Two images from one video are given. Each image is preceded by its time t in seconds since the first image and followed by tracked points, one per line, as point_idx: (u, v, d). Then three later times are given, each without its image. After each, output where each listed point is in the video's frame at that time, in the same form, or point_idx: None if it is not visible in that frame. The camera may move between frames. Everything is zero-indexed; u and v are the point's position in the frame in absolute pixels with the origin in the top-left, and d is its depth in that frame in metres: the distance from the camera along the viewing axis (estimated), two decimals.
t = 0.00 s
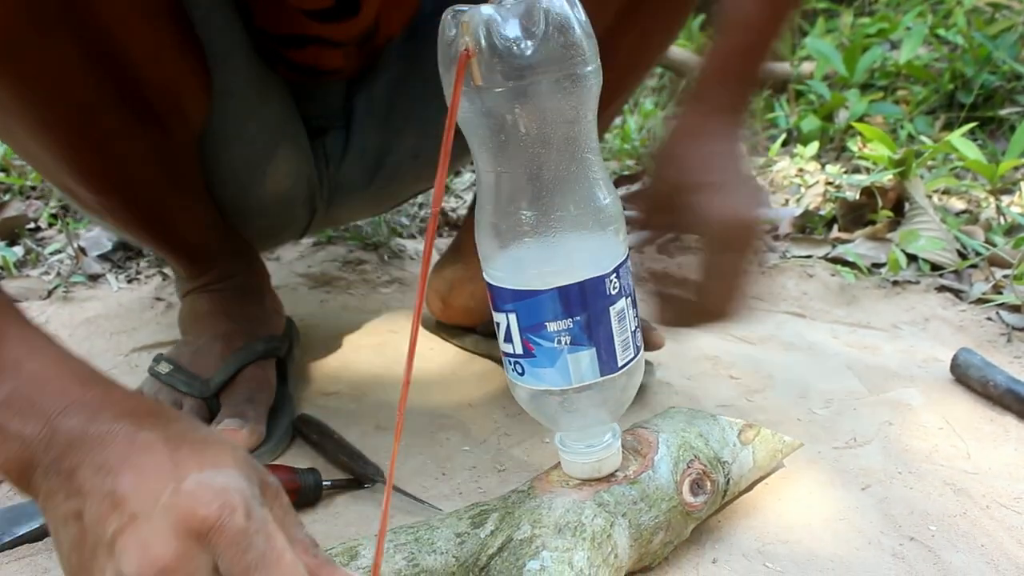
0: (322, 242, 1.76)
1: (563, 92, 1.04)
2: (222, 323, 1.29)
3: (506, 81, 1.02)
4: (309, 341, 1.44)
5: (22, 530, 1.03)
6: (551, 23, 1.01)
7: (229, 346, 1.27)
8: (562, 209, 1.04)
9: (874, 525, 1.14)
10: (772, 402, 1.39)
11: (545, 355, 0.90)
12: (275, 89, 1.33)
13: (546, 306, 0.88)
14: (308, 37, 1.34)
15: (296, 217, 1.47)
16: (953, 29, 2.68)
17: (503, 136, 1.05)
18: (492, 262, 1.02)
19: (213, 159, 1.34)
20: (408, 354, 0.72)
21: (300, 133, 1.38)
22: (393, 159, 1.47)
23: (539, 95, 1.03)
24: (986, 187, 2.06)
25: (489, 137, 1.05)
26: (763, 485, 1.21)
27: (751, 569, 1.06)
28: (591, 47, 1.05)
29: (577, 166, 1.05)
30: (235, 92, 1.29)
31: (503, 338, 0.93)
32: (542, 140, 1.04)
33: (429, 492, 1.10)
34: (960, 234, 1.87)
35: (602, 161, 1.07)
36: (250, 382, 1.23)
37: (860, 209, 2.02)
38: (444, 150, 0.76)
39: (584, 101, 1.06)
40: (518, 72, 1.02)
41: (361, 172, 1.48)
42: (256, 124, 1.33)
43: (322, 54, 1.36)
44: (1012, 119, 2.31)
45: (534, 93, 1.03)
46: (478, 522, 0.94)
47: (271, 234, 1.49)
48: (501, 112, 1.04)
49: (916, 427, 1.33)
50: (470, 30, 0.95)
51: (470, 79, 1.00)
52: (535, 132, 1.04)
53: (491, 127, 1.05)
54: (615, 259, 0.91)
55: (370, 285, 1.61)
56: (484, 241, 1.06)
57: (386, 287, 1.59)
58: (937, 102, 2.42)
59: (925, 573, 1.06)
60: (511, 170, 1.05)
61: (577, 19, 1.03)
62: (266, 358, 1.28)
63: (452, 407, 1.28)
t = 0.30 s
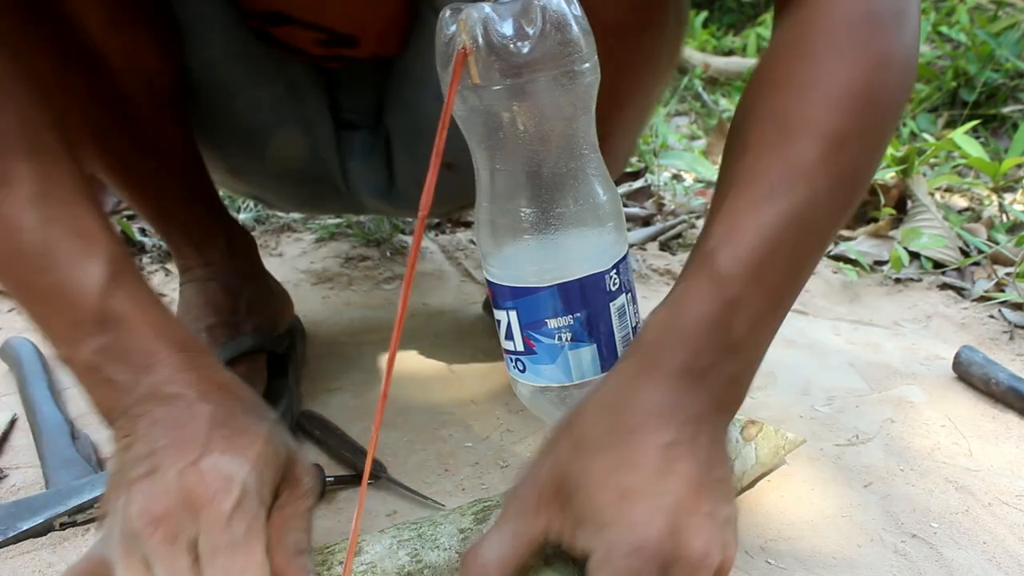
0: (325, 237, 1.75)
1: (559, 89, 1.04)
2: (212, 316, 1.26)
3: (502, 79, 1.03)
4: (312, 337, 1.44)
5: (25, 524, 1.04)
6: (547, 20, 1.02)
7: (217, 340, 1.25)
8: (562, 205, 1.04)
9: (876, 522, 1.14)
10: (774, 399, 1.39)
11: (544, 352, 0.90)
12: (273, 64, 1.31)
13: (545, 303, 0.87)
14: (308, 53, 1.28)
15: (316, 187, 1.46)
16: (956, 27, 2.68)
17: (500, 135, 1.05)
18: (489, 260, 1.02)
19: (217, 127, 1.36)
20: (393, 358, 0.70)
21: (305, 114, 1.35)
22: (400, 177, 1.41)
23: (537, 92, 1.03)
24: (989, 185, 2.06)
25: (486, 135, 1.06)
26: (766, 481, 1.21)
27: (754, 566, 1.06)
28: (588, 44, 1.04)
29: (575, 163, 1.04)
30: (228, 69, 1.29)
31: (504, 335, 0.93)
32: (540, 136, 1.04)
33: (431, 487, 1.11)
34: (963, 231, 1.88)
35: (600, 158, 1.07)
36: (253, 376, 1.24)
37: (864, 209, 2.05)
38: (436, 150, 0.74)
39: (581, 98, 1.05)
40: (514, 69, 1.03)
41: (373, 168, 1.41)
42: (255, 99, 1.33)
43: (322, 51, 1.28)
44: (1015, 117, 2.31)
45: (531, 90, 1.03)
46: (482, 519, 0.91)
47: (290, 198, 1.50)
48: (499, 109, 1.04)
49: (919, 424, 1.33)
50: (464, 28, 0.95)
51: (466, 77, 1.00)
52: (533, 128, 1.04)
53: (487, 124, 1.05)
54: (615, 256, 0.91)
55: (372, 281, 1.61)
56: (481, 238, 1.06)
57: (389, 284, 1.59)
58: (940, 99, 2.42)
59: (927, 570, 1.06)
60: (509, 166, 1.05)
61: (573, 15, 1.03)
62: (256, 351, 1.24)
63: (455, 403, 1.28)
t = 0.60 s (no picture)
0: (327, 236, 1.75)
1: (554, 83, 1.05)
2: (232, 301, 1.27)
3: (499, 75, 1.03)
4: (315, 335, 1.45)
5: (31, 522, 1.04)
6: (541, 17, 1.02)
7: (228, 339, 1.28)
8: (558, 198, 1.04)
9: (880, 520, 1.14)
10: (777, 397, 1.39)
11: (545, 343, 0.90)
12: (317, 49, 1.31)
13: (546, 294, 0.88)
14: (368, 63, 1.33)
15: (368, 172, 1.47)
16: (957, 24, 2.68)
17: (495, 130, 1.05)
18: (488, 254, 1.01)
19: (263, 113, 1.37)
20: (400, 345, 0.69)
21: (349, 101, 1.37)
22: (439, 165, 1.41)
23: (531, 88, 1.04)
24: (991, 183, 2.06)
25: (481, 130, 1.05)
26: (769, 479, 1.21)
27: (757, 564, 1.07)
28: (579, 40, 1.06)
29: (571, 156, 1.06)
30: (272, 54, 1.30)
31: (503, 329, 0.93)
32: (535, 131, 1.04)
33: (436, 485, 1.11)
34: (965, 230, 1.88)
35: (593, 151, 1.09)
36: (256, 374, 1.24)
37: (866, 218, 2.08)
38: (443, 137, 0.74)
39: (575, 92, 1.07)
40: (510, 65, 1.03)
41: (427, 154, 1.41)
42: (297, 85, 1.34)
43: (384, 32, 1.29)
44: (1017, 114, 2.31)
45: (525, 85, 1.04)
46: (486, 513, 0.93)
47: (347, 180, 1.51)
48: (494, 104, 1.04)
49: (922, 423, 1.33)
50: (465, 25, 0.95)
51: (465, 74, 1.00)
52: (528, 122, 1.04)
53: (483, 119, 1.04)
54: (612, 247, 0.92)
55: (374, 279, 1.61)
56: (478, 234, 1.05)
57: (391, 282, 1.59)
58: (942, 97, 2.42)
59: (930, 568, 1.06)
60: (505, 161, 1.05)
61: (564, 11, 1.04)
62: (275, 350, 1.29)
63: (458, 401, 1.28)
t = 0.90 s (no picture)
0: (328, 230, 1.75)
1: (570, 71, 1.05)
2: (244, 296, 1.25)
3: (513, 65, 1.00)
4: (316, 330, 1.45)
5: (34, 515, 1.05)
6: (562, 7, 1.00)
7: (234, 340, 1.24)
8: (568, 184, 1.04)
9: (879, 515, 1.15)
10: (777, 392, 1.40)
11: (560, 329, 0.92)
12: (339, 45, 1.37)
13: (562, 282, 0.89)
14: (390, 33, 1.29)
15: (394, 153, 1.53)
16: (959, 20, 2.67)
17: (507, 117, 1.04)
18: (497, 239, 1.01)
19: (291, 101, 1.46)
20: (427, 344, 0.69)
21: (370, 91, 1.43)
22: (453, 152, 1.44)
23: (545, 76, 1.03)
24: (991, 180, 2.06)
25: (493, 115, 1.04)
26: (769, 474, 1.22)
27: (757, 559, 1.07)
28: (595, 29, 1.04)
29: (585, 143, 1.06)
30: (296, 49, 1.37)
31: (516, 315, 0.94)
32: (549, 119, 1.04)
33: (436, 479, 1.11)
34: (966, 226, 1.88)
35: (605, 140, 1.09)
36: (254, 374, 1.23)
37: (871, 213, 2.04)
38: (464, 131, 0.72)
39: (589, 81, 1.06)
40: (525, 56, 1.00)
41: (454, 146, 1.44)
42: (320, 77, 1.41)
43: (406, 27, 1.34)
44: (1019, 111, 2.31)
45: (540, 72, 1.02)
46: (501, 498, 0.97)
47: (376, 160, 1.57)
48: (509, 91, 1.02)
49: (922, 419, 1.33)
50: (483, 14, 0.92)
51: (486, 63, 0.96)
52: (540, 110, 1.04)
53: (498, 106, 1.03)
54: (623, 233, 0.94)
55: (375, 274, 1.61)
56: (487, 219, 1.05)
57: (393, 277, 1.60)
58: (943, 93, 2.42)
59: (930, 562, 1.07)
60: (517, 147, 1.05)
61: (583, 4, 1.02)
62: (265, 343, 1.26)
63: (458, 396, 1.28)
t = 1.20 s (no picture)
0: (330, 218, 1.75)
1: (568, 57, 1.04)
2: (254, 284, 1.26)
3: (509, 51, 0.99)
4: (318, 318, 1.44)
5: (38, 500, 1.05)
6: None
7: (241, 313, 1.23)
8: (567, 172, 1.03)
9: (881, 502, 1.15)
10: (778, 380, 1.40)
11: (560, 316, 0.92)
12: (357, 28, 1.41)
13: (562, 269, 0.89)
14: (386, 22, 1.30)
15: (420, 131, 1.56)
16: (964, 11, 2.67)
17: (505, 104, 1.04)
18: (495, 227, 1.00)
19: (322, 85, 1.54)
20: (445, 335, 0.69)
21: (391, 68, 1.46)
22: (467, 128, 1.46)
23: (543, 63, 1.02)
24: (994, 170, 2.06)
25: (490, 102, 1.04)
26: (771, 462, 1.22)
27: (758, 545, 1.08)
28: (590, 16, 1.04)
29: (584, 130, 1.05)
30: (318, 31, 1.43)
31: (515, 303, 0.94)
32: (548, 106, 1.04)
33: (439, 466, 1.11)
34: (968, 216, 1.88)
35: (604, 126, 1.08)
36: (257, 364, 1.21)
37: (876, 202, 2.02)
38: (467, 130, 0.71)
39: (586, 67, 1.05)
40: (519, 42, 0.99)
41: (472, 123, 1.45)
42: (345, 58, 1.47)
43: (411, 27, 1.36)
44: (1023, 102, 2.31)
45: (537, 58, 1.01)
46: (503, 485, 0.97)
47: (405, 137, 1.61)
48: (506, 78, 1.02)
49: (924, 407, 1.33)
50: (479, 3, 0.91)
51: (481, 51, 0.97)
52: (538, 96, 1.03)
53: (496, 94, 1.03)
54: (622, 219, 0.94)
55: (377, 262, 1.61)
56: (484, 207, 1.04)
57: (395, 266, 1.60)
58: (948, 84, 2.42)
59: (931, 550, 1.07)
60: (516, 135, 1.04)
61: None
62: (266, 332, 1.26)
63: (460, 384, 1.28)
